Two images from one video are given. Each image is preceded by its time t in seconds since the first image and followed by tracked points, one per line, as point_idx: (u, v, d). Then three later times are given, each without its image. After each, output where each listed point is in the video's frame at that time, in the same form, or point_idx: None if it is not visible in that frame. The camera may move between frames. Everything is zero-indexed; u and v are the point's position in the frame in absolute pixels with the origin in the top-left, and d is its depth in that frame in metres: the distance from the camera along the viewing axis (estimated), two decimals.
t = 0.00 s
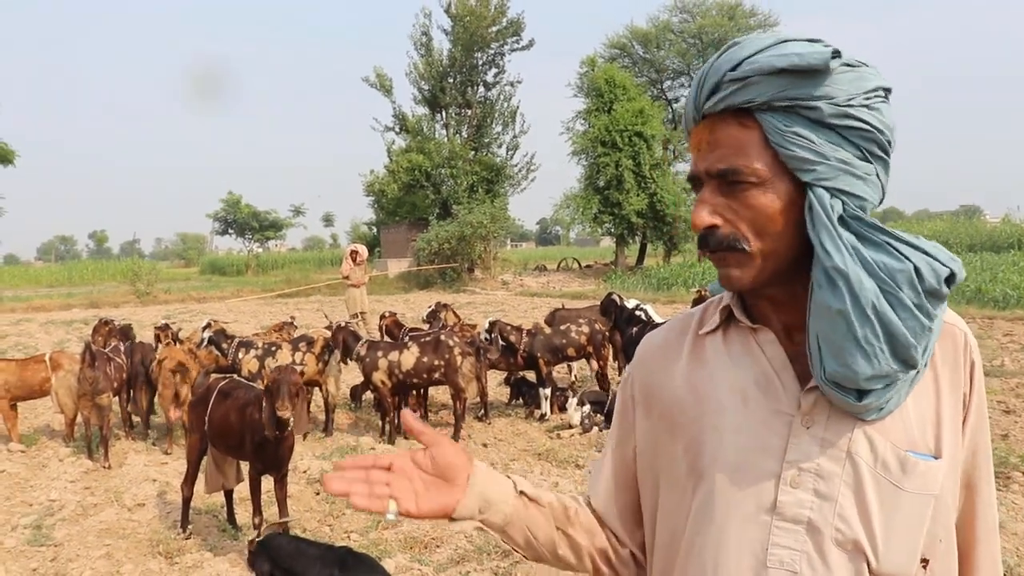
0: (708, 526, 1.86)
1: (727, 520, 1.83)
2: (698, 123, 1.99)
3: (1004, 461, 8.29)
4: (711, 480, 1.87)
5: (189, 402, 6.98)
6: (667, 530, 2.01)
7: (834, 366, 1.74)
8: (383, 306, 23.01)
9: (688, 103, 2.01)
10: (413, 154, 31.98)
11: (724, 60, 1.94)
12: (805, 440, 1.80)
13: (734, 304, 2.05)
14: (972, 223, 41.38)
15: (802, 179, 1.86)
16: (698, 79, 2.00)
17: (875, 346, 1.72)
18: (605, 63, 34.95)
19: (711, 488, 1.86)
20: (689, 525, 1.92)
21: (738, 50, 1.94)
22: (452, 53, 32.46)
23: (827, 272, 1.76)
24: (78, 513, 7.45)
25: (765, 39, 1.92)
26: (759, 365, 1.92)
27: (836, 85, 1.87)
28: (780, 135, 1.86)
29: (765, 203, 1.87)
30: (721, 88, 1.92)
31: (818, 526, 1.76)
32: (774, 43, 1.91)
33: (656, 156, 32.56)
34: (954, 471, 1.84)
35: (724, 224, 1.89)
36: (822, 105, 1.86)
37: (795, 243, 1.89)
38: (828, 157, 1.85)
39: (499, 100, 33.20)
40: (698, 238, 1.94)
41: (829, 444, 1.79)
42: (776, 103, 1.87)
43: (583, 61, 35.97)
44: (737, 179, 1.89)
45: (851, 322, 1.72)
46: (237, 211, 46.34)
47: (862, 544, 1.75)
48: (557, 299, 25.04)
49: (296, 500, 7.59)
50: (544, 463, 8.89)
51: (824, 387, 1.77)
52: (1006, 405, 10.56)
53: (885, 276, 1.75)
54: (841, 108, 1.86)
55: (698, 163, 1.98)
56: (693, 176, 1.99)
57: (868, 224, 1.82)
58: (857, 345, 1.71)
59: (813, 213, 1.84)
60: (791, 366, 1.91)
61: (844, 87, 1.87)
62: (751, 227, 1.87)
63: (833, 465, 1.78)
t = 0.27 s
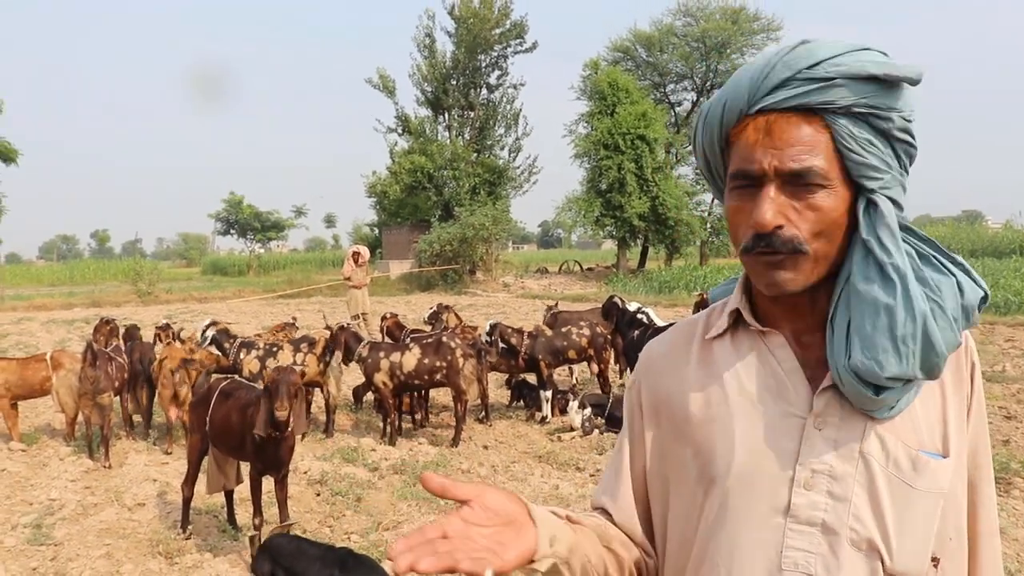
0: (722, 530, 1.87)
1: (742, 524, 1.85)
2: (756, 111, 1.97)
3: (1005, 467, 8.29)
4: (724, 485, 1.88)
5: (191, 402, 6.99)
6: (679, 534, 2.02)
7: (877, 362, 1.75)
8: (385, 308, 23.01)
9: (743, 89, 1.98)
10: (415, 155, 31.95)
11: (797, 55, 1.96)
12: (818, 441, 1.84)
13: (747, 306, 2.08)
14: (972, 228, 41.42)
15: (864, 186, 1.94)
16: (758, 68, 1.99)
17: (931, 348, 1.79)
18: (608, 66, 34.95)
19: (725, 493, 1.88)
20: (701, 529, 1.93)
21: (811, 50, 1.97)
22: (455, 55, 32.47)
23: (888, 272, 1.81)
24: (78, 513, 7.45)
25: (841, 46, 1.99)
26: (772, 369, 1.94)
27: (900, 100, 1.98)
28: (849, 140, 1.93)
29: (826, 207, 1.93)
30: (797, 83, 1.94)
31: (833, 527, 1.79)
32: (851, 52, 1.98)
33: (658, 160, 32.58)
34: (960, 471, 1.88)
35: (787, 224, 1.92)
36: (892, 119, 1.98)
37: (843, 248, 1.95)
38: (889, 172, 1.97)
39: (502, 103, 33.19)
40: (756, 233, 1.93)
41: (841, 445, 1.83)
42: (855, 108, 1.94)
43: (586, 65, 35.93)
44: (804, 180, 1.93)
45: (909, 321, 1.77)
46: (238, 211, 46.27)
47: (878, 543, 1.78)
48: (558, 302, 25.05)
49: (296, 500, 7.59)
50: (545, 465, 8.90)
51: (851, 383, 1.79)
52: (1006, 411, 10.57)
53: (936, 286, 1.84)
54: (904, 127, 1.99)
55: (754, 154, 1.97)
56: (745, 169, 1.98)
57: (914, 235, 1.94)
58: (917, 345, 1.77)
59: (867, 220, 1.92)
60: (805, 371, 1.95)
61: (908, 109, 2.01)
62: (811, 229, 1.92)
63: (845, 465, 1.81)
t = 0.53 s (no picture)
0: (737, 530, 1.88)
1: (760, 524, 1.85)
2: (791, 108, 1.97)
3: (1007, 472, 8.29)
4: (739, 485, 1.87)
5: (192, 401, 7.00)
6: (690, 536, 2.01)
7: (906, 354, 1.78)
8: (387, 308, 23.02)
9: (777, 85, 1.98)
10: (417, 156, 31.95)
11: (832, 57, 1.99)
12: (832, 439, 1.84)
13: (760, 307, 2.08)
14: (974, 233, 41.41)
15: (886, 187, 1.98)
16: (793, 66, 2.00)
17: (958, 342, 1.84)
18: (610, 68, 34.94)
19: (741, 493, 1.88)
20: (716, 530, 1.92)
21: (844, 53, 2.01)
22: (458, 56, 32.46)
23: (917, 265, 1.85)
24: (78, 511, 7.45)
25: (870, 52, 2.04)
26: (786, 367, 1.94)
27: (918, 107, 2.05)
28: (878, 142, 1.97)
29: (856, 207, 1.96)
30: (832, 84, 1.97)
31: (849, 524, 1.80)
32: (879, 57, 2.04)
33: (660, 162, 32.60)
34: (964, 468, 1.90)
35: (822, 220, 1.93)
36: (914, 125, 2.04)
37: (866, 246, 1.98)
38: (908, 176, 2.02)
39: (504, 104, 33.17)
40: (791, 228, 1.94)
41: (855, 444, 1.84)
42: (884, 111, 1.98)
43: (590, 66, 35.87)
44: (837, 178, 1.95)
45: (938, 313, 1.81)
46: (241, 211, 46.28)
47: (892, 539, 1.79)
48: (560, 303, 25.05)
49: (296, 500, 7.60)
50: (545, 467, 8.90)
51: (872, 377, 1.80)
52: (1007, 416, 10.57)
53: (958, 283, 1.89)
54: (922, 135, 2.06)
55: (790, 150, 1.97)
56: (779, 165, 1.97)
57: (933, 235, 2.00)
58: (945, 337, 1.81)
59: (891, 219, 1.96)
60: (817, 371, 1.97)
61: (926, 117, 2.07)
62: (842, 226, 1.94)
63: (859, 463, 1.82)
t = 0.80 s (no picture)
0: (735, 530, 1.86)
1: (758, 522, 1.84)
2: (807, 101, 1.99)
3: (1003, 474, 8.32)
4: (738, 485, 1.86)
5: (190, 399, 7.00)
6: (685, 539, 1.99)
7: (910, 346, 1.79)
8: (385, 308, 22.99)
9: (794, 77, 2.00)
10: (417, 155, 31.92)
11: (849, 57, 2.02)
12: (831, 441, 1.85)
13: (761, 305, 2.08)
14: (971, 235, 41.47)
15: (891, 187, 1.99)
16: (810, 64, 2.02)
17: (961, 340, 1.85)
18: (610, 69, 34.92)
19: (739, 493, 1.86)
20: (713, 531, 1.90)
21: (861, 55, 2.04)
22: (458, 55, 32.44)
23: (921, 262, 1.86)
24: (75, 509, 7.44)
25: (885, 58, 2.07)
26: (787, 367, 1.94)
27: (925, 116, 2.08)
28: (886, 141, 1.99)
29: (863, 201, 1.97)
30: (848, 82, 1.99)
31: (848, 526, 1.80)
32: (893, 64, 2.07)
33: (659, 163, 32.61)
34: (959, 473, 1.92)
35: (831, 208, 1.93)
36: (921, 132, 2.06)
37: (871, 245, 1.98)
38: (913, 179, 2.03)
39: (504, 104, 33.15)
40: (801, 213, 1.93)
41: (856, 445, 1.85)
42: (895, 114, 2.00)
43: (590, 66, 35.84)
44: (847, 171, 1.96)
45: (941, 308, 1.83)
46: (239, 209, 46.22)
47: (890, 541, 1.80)
48: (558, 304, 25.05)
49: (293, 498, 7.59)
50: (543, 467, 8.90)
51: (877, 373, 1.80)
52: (1005, 419, 10.58)
53: (960, 285, 1.90)
54: (928, 143, 2.08)
55: (803, 139, 1.97)
56: (792, 153, 1.97)
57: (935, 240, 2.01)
58: (947, 333, 1.83)
59: (896, 220, 1.97)
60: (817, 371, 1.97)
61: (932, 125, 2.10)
62: (849, 218, 1.94)
63: (858, 464, 1.83)
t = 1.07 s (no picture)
0: (743, 530, 1.87)
1: (765, 521, 1.85)
2: (819, 96, 1.99)
3: (1002, 474, 8.33)
4: (746, 484, 1.87)
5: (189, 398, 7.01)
6: (695, 539, 2.00)
7: (920, 343, 1.80)
8: (384, 306, 23.00)
9: (808, 72, 2.00)
10: (416, 154, 31.93)
11: (862, 55, 2.03)
12: (839, 441, 1.85)
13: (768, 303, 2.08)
14: (971, 236, 41.50)
15: (901, 186, 1.98)
16: (823, 61, 2.03)
17: (971, 337, 1.84)
18: (610, 68, 34.93)
19: (746, 494, 1.87)
20: (721, 530, 1.91)
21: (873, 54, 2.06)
22: (458, 54, 32.44)
23: (930, 259, 1.86)
24: (74, 507, 7.45)
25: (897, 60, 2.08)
26: (794, 365, 1.94)
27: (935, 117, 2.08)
28: (897, 140, 1.99)
29: (874, 195, 1.96)
30: (860, 78, 2.00)
31: (853, 527, 1.81)
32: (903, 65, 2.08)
33: (659, 162, 32.62)
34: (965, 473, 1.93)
35: (842, 201, 1.92)
36: (931, 132, 2.06)
37: (882, 241, 1.97)
38: (924, 178, 2.03)
39: (504, 103, 33.14)
40: (811, 204, 1.93)
41: (863, 446, 1.85)
42: (906, 113, 2.01)
43: (590, 66, 35.82)
44: (858, 166, 1.95)
45: (951, 305, 1.83)
46: (239, 208, 46.20)
47: (895, 542, 1.81)
48: (558, 303, 25.05)
49: (293, 497, 7.59)
50: (542, 465, 8.91)
51: (886, 371, 1.80)
52: (1004, 419, 10.59)
53: (970, 283, 1.90)
54: (938, 144, 2.08)
55: (816, 132, 1.97)
56: (804, 146, 1.96)
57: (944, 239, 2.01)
58: (958, 330, 1.83)
59: (905, 218, 1.96)
60: (824, 370, 1.97)
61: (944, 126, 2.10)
62: (859, 213, 1.94)
63: (865, 464, 1.84)
